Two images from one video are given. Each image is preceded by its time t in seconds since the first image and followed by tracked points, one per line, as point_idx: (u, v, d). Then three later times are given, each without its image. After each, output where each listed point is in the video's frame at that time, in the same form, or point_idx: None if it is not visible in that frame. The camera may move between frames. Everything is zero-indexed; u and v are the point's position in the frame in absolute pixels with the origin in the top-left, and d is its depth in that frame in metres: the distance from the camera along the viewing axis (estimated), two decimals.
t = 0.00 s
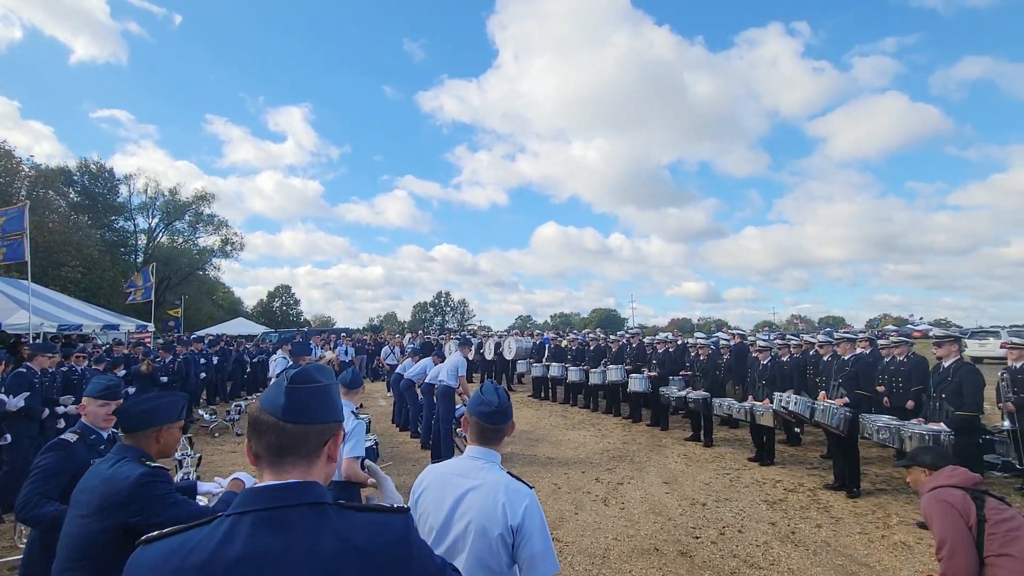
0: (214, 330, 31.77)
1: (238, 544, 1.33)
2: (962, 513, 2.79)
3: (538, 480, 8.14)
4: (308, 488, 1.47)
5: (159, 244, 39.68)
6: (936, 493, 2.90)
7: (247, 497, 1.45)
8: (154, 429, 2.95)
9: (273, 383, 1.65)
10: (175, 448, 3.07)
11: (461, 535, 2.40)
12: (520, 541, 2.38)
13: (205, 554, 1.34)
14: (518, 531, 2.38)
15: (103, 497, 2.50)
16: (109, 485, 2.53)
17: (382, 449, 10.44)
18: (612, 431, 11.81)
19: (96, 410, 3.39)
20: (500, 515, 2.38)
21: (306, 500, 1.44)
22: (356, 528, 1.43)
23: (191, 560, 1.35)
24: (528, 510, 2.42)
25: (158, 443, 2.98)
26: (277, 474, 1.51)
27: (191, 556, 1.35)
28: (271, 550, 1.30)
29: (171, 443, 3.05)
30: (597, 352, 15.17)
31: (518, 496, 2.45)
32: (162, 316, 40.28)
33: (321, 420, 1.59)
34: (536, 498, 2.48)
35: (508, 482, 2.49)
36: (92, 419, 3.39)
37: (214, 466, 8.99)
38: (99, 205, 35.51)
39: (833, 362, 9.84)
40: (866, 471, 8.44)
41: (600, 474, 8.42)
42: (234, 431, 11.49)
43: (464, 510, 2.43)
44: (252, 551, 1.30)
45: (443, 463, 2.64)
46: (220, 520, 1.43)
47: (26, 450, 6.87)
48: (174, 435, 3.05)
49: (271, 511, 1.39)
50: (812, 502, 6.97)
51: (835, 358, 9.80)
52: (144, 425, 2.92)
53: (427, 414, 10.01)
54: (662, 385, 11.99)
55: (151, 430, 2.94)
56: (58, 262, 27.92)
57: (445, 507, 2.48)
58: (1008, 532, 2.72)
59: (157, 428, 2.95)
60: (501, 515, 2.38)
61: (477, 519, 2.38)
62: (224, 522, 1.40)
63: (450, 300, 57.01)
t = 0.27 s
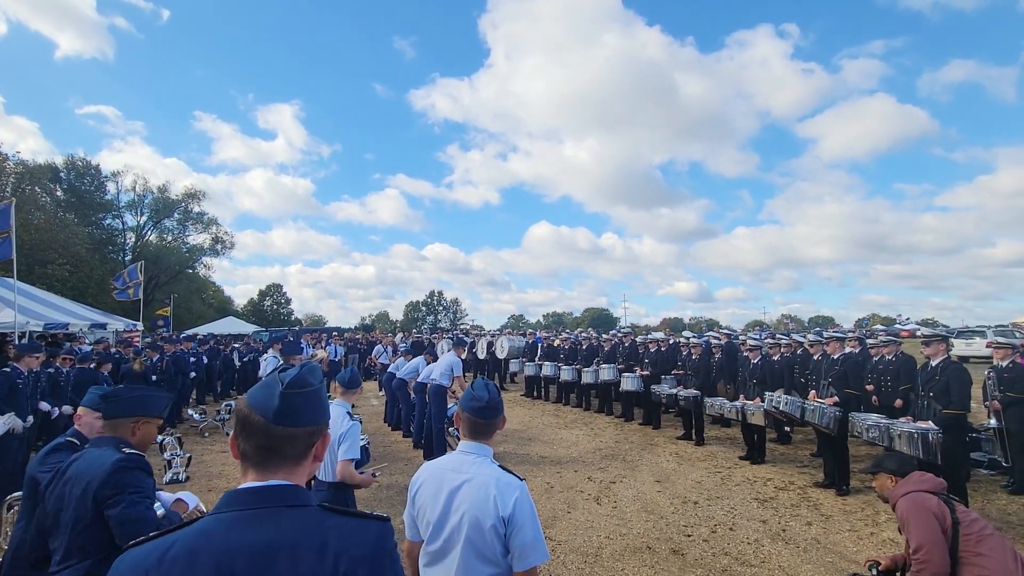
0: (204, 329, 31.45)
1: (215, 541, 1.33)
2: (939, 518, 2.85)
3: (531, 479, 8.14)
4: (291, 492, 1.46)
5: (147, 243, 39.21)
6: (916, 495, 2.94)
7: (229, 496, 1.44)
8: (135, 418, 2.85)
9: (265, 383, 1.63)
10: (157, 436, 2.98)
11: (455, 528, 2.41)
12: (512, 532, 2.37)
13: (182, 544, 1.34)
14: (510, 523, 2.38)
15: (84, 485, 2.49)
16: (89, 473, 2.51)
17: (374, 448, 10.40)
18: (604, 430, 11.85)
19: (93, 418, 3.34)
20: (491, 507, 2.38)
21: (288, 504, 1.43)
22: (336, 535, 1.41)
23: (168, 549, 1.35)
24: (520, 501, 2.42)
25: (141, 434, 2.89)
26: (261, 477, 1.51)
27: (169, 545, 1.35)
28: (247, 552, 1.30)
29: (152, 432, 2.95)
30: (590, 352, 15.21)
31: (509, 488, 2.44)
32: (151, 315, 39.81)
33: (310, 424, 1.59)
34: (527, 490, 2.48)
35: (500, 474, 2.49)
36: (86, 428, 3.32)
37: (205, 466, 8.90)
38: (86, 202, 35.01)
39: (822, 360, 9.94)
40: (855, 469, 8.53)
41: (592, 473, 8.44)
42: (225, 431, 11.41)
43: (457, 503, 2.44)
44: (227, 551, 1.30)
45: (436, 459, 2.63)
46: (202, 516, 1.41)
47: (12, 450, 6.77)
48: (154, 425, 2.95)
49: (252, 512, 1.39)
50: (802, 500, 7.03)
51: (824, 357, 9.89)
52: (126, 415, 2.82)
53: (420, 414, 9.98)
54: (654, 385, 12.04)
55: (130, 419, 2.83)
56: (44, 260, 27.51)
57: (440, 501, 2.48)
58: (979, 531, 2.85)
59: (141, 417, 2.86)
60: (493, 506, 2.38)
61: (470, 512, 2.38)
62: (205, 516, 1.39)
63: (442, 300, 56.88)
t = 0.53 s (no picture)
0: (196, 329, 31.26)
1: (254, 530, 1.31)
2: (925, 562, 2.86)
3: (525, 479, 8.15)
4: (327, 487, 1.47)
5: (139, 241, 38.89)
6: (906, 526, 3.01)
7: (267, 489, 1.44)
8: (141, 422, 2.74)
9: (307, 381, 1.64)
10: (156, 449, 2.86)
11: (450, 521, 2.39)
12: (505, 522, 2.38)
13: (221, 534, 1.33)
14: (503, 513, 2.38)
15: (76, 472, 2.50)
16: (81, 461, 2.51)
17: (368, 448, 10.37)
18: (598, 430, 11.89)
19: (83, 407, 3.32)
20: (484, 498, 2.38)
21: (326, 498, 1.43)
22: (372, 529, 1.40)
23: (205, 539, 1.33)
24: (512, 493, 2.43)
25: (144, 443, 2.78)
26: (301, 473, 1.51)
27: (205, 534, 1.34)
28: (288, 540, 1.28)
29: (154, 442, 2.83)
30: (583, 352, 15.26)
31: (503, 480, 2.45)
32: (142, 314, 39.47)
33: (350, 425, 1.60)
34: (520, 483, 2.49)
35: (493, 468, 2.49)
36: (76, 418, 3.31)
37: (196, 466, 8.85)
38: (77, 200, 34.65)
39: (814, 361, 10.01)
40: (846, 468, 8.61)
41: (585, 473, 8.46)
42: (217, 431, 11.39)
43: (452, 494, 2.43)
44: (266, 540, 1.28)
45: (430, 454, 2.63)
46: (239, 506, 1.40)
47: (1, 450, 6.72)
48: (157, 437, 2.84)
49: (290, 503, 1.39)
50: (794, 499, 7.09)
51: (816, 357, 9.98)
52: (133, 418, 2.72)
53: (414, 413, 9.96)
54: (647, 384, 12.11)
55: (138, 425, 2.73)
56: (33, 258, 27.22)
57: (434, 495, 2.47)
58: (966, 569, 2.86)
59: (148, 425, 2.75)
60: (486, 497, 2.38)
61: (465, 503, 2.38)
62: (243, 507, 1.39)
63: (436, 299, 56.83)
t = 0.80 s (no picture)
0: (190, 328, 31.11)
1: (370, 518, 1.38)
2: None
3: (521, 479, 8.17)
4: (426, 485, 1.58)
5: (133, 240, 38.67)
6: (906, 556, 2.65)
7: (370, 482, 1.53)
8: (150, 452, 2.50)
9: (401, 384, 1.77)
10: (166, 479, 2.63)
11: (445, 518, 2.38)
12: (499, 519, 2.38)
13: (336, 520, 1.38)
14: (497, 510, 2.38)
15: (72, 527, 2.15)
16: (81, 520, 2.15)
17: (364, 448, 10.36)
18: (594, 431, 11.91)
19: (68, 431, 3.15)
20: (479, 495, 2.38)
21: (427, 494, 1.52)
22: (470, 525, 1.50)
23: (319, 525, 1.39)
24: (507, 491, 2.42)
25: (153, 474, 2.54)
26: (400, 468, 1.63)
27: (318, 520, 1.40)
28: (406, 529, 1.36)
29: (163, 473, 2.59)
30: (579, 353, 15.29)
31: (497, 478, 2.44)
32: (136, 313, 39.24)
33: (440, 427, 1.74)
34: (514, 481, 2.48)
35: (487, 465, 2.49)
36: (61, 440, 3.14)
37: (191, 466, 8.82)
38: (71, 198, 34.42)
39: (809, 362, 10.07)
40: (840, 469, 8.66)
41: (581, 473, 8.47)
42: (212, 431, 11.35)
43: (447, 491, 2.42)
44: (386, 527, 1.35)
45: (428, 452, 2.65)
46: (346, 495, 1.48)
47: None
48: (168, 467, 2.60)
49: (399, 496, 1.47)
50: (789, 500, 7.12)
51: (811, 359, 10.03)
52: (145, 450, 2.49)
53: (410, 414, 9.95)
54: (643, 385, 12.14)
55: (148, 456, 2.49)
56: (26, 257, 27.04)
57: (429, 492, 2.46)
58: None
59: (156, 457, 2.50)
60: (481, 494, 2.38)
61: (459, 500, 2.38)
62: (352, 496, 1.45)
63: (433, 300, 56.80)
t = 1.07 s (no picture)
0: (184, 328, 30.95)
1: (448, 503, 1.39)
2: None
3: (516, 480, 8.17)
4: (492, 479, 1.57)
5: (126, 239, 38.44)
6: (895, 562, 2.65)
7: (440, 473, 1.54)
8: (141, 430, 2.64)
9: (467, 380, 1.72)
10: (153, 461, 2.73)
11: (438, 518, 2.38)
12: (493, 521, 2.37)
13: (414, 504, 1.39)
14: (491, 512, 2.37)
15: (76, 483, 2.35)
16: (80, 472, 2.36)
17: (357, 449, 10.34)
18: (588, 432, 11.93)
19: (63, 422, 3.11)
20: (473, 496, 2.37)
21: (497, 489, 1.53)
22: (541, 518, 1.50)
23: (397, 508, 1.40)
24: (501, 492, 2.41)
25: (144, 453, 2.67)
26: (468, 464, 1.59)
27: (395, 505, 1.41)
28: (483, 515, 1.38)
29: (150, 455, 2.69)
30: (574, 354, 15.32)
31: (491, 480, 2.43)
32: (128, 313, 38.98)
33: (504, 426, 1.70)
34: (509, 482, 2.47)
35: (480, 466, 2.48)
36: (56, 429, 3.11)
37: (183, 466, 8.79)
38: (64, 197, 34.16)
39: (802, 364, 10.14)
40: (832, 471, 8.71)
41: (575, 474, 8.48)
42: (205, 431, 11.30)
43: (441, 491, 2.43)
44: (463, 513, 1.36)
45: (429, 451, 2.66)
46: (415, 484, 1.49)
47: None
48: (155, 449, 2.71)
49: (471, 486, 1.48)
50: (781, 501, 7.16)
51: (804, 361, 10.09)
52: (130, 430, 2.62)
53: (404, 415, 9.95)
54: (637, 386, 12.18)
55: (137, 433, 2.64)
56: (17, 255, 26.83)
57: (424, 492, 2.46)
58: None
59: (147, 434, 2.65)
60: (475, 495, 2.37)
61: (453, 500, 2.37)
62: (426, 483, 1.47)
63: (428, 300, 56.74)
